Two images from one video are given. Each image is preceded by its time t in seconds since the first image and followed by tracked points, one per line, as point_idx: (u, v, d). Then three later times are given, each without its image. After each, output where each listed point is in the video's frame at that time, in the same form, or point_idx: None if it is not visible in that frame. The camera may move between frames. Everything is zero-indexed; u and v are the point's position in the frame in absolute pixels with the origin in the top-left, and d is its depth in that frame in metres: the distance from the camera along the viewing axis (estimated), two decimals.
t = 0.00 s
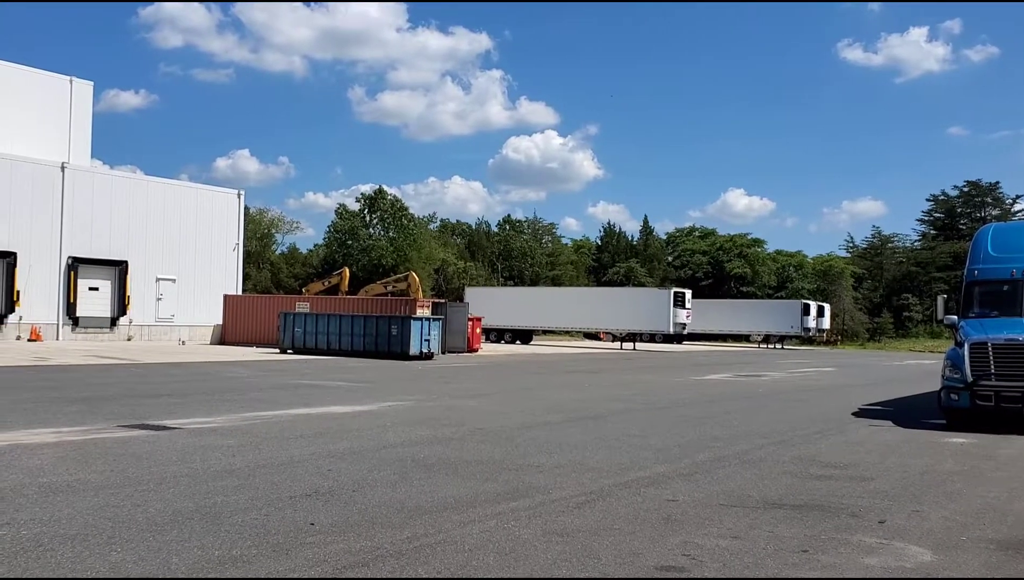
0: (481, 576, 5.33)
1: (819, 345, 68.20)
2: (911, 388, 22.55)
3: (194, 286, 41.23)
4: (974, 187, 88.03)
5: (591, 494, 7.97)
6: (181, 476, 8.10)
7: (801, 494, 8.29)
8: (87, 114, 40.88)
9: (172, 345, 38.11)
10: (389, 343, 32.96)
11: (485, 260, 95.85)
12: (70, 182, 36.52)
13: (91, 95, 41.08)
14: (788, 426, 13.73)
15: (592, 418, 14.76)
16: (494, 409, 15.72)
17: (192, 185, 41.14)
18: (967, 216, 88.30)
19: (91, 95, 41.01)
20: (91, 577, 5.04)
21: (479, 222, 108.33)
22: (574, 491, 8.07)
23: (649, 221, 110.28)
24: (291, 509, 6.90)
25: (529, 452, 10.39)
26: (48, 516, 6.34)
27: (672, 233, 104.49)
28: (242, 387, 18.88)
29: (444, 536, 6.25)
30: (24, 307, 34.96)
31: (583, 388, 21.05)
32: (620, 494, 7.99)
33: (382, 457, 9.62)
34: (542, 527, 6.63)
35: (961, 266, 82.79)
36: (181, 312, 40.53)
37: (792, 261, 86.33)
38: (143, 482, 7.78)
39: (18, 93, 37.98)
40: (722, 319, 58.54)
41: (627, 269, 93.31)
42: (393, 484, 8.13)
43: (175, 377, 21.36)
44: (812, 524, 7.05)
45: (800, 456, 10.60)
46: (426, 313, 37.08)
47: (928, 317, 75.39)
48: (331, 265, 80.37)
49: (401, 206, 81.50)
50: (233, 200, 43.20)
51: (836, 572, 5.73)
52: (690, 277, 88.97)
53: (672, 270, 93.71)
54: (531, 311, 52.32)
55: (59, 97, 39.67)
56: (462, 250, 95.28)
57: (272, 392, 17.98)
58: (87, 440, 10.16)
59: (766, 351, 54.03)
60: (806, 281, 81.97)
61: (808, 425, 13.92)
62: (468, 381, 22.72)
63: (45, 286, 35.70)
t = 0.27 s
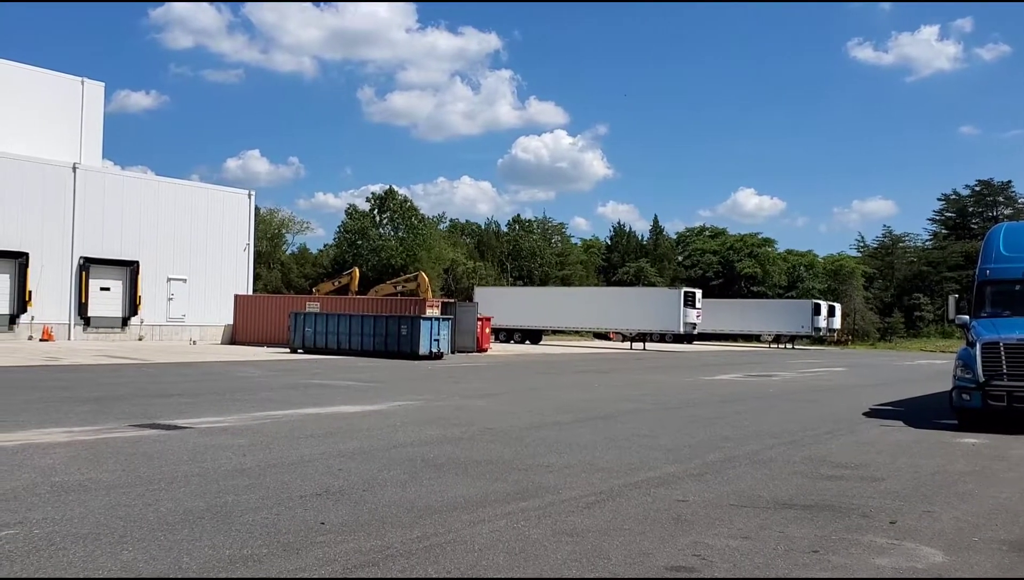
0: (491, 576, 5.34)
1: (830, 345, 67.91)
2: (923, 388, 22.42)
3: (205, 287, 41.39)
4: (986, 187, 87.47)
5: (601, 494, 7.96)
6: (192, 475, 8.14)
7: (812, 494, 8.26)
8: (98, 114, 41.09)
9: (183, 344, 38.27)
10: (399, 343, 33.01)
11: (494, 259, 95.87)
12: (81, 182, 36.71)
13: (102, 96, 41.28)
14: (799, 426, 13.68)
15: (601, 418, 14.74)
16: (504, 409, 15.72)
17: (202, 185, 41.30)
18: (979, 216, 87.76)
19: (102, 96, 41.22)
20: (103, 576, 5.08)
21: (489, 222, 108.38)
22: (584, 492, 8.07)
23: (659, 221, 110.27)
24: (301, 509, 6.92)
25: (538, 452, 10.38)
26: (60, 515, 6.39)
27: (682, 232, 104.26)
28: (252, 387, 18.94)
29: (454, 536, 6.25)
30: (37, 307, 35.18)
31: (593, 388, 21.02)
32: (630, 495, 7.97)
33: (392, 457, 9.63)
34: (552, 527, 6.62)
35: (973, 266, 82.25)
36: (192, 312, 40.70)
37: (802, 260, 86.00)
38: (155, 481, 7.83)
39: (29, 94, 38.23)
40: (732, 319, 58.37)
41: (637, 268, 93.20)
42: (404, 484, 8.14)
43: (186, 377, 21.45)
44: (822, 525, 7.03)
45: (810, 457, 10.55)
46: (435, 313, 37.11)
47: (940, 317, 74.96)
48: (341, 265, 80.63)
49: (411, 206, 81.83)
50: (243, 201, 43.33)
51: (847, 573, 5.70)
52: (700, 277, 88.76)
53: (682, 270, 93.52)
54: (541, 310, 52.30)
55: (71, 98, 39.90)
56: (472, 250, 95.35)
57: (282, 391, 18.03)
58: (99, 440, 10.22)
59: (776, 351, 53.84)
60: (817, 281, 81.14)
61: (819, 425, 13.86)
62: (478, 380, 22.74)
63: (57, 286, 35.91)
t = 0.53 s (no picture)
0: (501, 575, 5.33)
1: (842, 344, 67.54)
2: (936, 387, 22.27)
3: (217, 286, 41.57)
4: (1000, 185, 86.80)
5: (611, 494, 7.95)
6: (203, 474, 8.18)
7: (824, 494, 8.21)
8: (110, 114, 41.30)
9: (194, 344, 38.44)
10: (409, 342, 33.05)
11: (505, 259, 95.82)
12: (93, 182, 36.91)
13: (114, 96, 41.48)
14: (810, 426, 13.61)
15: (612, 418, 14.70)
16: (514, 409, 15.71)
17: (214, 185, 41.46)
18: (992, 214, 87.11)
19: (114, 96, 41.41)
20: (114, 573, 5.12)
21: (500, 222, 108.36)
22: (594, 491, 8.06)
23: (670, 220, 110.13)
24: (312, 508, 6.94)
25: (549, 452, 10.36)
26: (72, 514, 6.42)
27: (693, 232, 103.95)
28: (263, 386, 19.00)
29: (464, 535, 6.25)
30: (49, 306, 35.40)
31: (603, 388, 20.98)
32: (640, 494, 7.95)
33: (402, 456, 9.64)
34: (562, 526, 6.61)
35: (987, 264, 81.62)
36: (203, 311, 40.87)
37: (814, 259, 85.65)
38: (166, 479, 7.87)
39: (42, 94, 38.46)
40: (744, 318, 58.17)
41: (648, 267, 92.99)
42: (413, 483, 8.15)
43: (197, 376, 21.54)
44: (833, 525, 6.99)
45: (822, 457, 10.50)
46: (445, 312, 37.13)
47: (953, 316, 74.46)
48: (351, 265, 80.73)
49: (421, 205, 81.59)
50: (254, 200, 43.47)
51: (858, 574, 5.66)
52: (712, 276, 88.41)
53: (694, 269, 93.20)
54: (551, 310, 52.27)
55: (83, 98, 40.11)
56: (483, 250, 95.36)
57: (292, 390, 18.08)
58: (111, 439, 10.27)
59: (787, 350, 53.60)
60: (829, 280, 81.01)
61: (830, 425, 13.79)
62: (489, 380, 22.74)
63: (70, 285, 36.14)
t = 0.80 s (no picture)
0: (522, 576, 5.33)
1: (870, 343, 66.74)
2: (966, 386, 21.91)
3: (244, 285, 41.98)
4: None
5: (633, 493, 7.92)
6: (228, 472, 8.26)
7: (850, 494, 8.12)
8: (137, 115, 41.81)
9: (222, 342, 38.83)
10: (433, 341, 33.15)
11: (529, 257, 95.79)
12: (122, 183, 37.40)
13: (141, 97, 41.97)
14: (836, 425, 13.45)
15: (635, 417, 14.64)
16: (538, 408, 15.69)
17: (240, 185, 41.85)
18: None
19: (141, 97, 41.91)
20: (140, 571, 5.19)
21: (524, 220, 108.33)
22: (617, 491, 8.03)
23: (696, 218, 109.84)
24: (335, 506, 6.98)
25: (572, 451, 10.34)
26: (98, 512, 6.51)
27: (718, 229, 103.26)
28: (288, 384, 19.15)
29: (486, 535, 6.26)
30: (79, 306, 35.94)
31: (628, 386, 20.89)
32: (664, 494, 7.91)
33: (425, 455, 9.67)
34: (585, 526, 6.59)
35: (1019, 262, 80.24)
36: (231, 310, 41.30)
37: (841, 257, 84.94)
38: (192, 477, 7.95)
39: (71, 96, 39.02)
40: (770, 316, 57.68)
41: (673, 266, 92.53)
42: (436, 481, 8.17)
43: (223, 375, 21.75)
44: (860, 525, 6.90)
45: (849, 457, 10.37)
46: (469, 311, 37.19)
47: (983, 314, 73.29)
48: (376, 263, 81.09)
49: (445, 204, 81.33)
50: (281, 200, 43.81)
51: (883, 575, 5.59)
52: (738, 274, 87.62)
53: (720, 266, 92.57)
54: (576, 308, 52.19)
55: (111, 99, 40.64)
56: (507, 248, 95.42)
57: (317, 388, 18.21)
58: (138, 437, 10.40)
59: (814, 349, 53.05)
60: (856, 276, 81.66)
61: (857, 424, 13.63)
62: (513, 378, 22.75)
63: (99, 284, 36.66)
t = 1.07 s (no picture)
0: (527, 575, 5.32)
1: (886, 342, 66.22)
2: (983, 386, 21.67)
3: (259, 284, 42.20)
4: None
5: (642, 493, 7.88)
6: (237, 471, 8.30)
7: (861, 495, 8.05)
8: (152, 115, 42.09)
9: (236, 341, 39.04)
10: (446, 340, 33.19)
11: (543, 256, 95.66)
12: (138, 182, 37.67)
13: (156, 96, 42.25)
14: (849, 425, 13.34)
15: (647, 416, 14.59)
16: (549, 407, 15.67)
17: (255, 185, 42.07)
18: None
19: (156, 96, 42.19)
20: (145, 568, 5.21)
21: (538, 219, 108.23)
22: (626, 490, 8.00)
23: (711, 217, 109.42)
24: (342, 505, 6.99)
25: (582, 450, 10.31)
26: (106, 510, 6.55)
27: (734, 228, 102.64)
28: (301, 383, 19.23)
29: (493, 535, 6.24)
30: (95, 304, 36.24)
31: (640, 386, 20.82)
32: (673, 494, 7.87)
33: (434, 454, 9.67)
34: (592, 526, 6.56)
35: None
36: (245, 309, 41.52)
37: (857, 256, 84.36)
38: (200, 476, 7.98)
39: (87, 96, 39.35)
40: (785, 315, 57.39)
41: (688, 265, 92.14)
42: (444, 480, 8.17)
43: (236, 373, 21.85)
44: (870, 526, 6.84)
45: (861, 457, 10.27)
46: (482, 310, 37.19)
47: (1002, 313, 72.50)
48: (391, 263, 81.21)
49: (459, 202, 81.31)
50: (295, 200, 44.00)
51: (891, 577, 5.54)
52: (754, 273, 86.74)
53: (735, 265, 92.06)
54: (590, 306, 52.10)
55: (126, 98, 40.93)
56: (521, 247, 95.38)
57: (329, 387, 18.27)
58: (149, 435, 10.47)
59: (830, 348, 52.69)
60: (872, 276, 81.57)
61: (871, 424, 13.52)
62: (525, 378, 22.73)
63: (115, 283, 36.95)
